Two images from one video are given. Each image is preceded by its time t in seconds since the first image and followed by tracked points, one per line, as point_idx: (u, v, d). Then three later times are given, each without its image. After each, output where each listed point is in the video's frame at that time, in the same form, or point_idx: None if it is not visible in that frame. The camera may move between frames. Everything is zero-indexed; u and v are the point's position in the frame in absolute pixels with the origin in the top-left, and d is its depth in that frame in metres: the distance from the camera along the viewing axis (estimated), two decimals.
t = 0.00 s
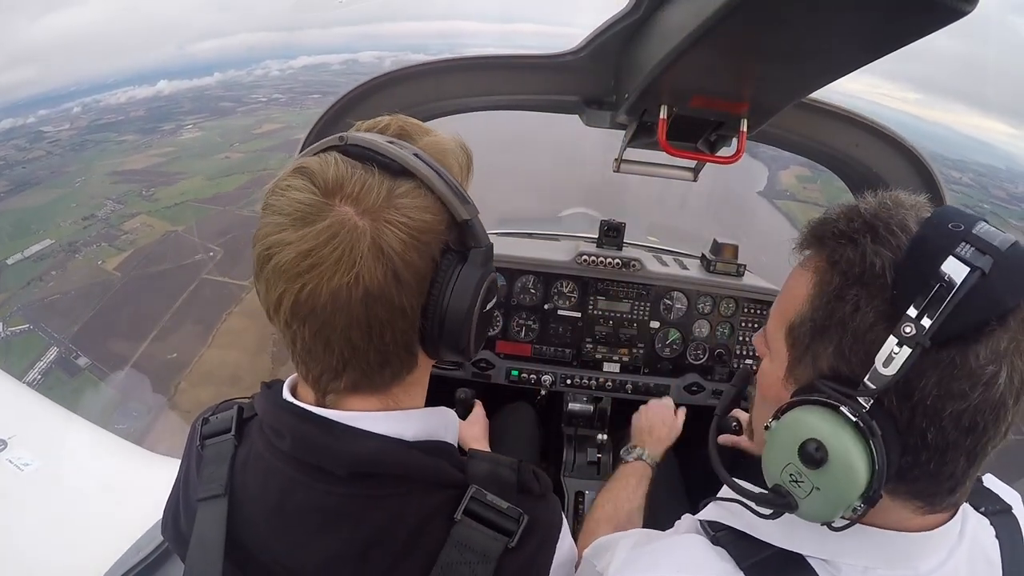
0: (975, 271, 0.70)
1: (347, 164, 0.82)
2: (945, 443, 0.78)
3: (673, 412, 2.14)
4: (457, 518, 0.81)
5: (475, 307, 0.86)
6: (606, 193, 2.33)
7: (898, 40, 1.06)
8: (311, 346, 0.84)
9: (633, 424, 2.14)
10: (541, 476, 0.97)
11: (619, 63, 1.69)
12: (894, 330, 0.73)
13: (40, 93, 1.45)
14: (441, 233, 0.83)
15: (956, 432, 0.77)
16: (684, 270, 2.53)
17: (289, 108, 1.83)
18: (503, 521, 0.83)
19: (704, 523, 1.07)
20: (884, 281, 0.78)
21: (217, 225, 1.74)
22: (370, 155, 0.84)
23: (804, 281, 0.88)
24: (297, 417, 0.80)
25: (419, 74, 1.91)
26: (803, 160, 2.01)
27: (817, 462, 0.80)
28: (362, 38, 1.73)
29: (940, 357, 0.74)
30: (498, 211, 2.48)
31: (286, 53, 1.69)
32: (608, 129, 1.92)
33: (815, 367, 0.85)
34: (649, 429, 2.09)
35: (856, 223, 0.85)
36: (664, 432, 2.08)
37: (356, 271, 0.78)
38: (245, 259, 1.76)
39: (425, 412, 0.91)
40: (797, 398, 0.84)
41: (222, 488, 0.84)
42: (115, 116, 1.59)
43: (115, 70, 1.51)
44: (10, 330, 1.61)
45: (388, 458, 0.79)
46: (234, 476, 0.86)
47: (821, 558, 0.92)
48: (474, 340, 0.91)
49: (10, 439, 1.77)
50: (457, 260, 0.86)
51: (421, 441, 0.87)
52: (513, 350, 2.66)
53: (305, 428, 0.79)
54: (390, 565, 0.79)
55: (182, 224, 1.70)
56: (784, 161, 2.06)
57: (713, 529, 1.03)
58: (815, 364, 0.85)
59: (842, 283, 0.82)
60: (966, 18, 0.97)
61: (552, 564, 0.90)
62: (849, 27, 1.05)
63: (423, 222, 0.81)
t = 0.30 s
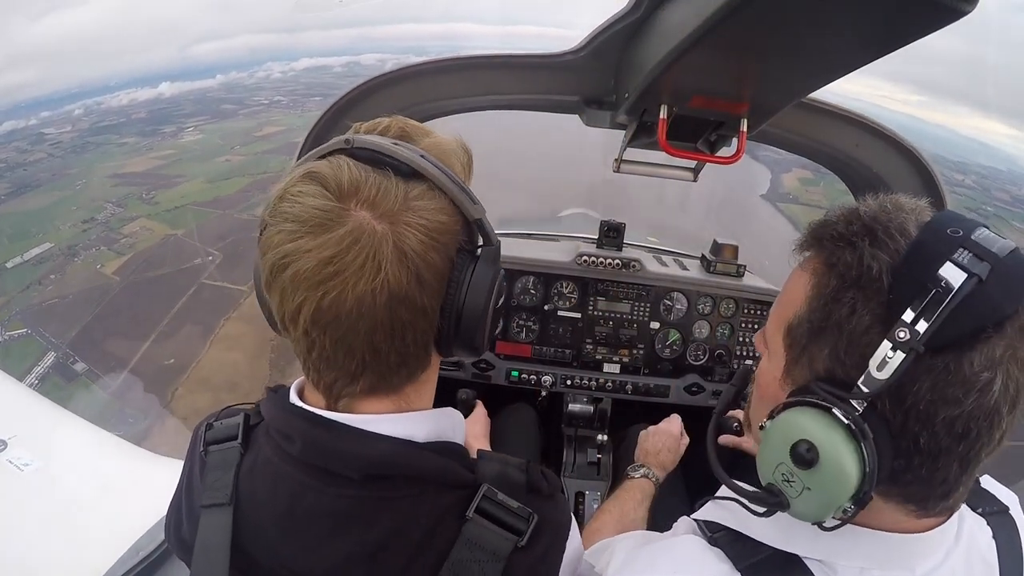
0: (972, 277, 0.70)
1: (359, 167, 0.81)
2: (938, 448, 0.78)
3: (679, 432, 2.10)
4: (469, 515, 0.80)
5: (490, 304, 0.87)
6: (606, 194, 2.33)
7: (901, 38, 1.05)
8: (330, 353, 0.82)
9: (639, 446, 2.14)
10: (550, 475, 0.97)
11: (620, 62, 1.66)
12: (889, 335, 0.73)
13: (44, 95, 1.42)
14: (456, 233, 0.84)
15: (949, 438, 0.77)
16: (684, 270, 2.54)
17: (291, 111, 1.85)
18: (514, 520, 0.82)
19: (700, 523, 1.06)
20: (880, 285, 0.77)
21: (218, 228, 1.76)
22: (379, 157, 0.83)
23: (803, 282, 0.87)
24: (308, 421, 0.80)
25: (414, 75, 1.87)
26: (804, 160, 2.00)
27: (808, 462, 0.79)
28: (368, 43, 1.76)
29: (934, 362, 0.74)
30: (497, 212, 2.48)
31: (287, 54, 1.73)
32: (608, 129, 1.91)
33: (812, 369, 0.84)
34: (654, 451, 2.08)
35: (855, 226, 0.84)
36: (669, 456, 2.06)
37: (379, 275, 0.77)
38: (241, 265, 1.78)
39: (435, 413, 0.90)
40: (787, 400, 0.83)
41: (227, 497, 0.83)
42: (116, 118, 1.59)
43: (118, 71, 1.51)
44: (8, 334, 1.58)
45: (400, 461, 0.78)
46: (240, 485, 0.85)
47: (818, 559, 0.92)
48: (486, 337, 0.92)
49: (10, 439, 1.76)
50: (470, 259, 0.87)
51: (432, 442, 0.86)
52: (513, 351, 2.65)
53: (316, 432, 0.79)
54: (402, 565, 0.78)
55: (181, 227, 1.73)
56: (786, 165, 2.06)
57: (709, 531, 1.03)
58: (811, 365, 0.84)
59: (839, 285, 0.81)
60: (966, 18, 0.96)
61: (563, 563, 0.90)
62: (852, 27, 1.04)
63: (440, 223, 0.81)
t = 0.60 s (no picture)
0: (965, 280, 0.70)
1: (355, 168, 0.81)
2: (914, 448, 0.78)
3: (679, 431, 2.10)
4: (470, 517, 0.80)
5: (490, 302, 0.87)
6: (606, 194, 2.34)
7: (903, 37, 1.05)
8: (328, 355, 0.83)
9: (639, 446, 2.15)
10: (551, 476, 0.97)
11: (621, 62, 1.66)
12: (872, 323, 0.75)
13: (39, 99, 1.45)
14: (454, 233, 0.84)
15: (926, 440, 0.77)
16: (684, 270, 2.53)
17: (289, 112, 1.84)
18: (515, 522, 0.82)
19: (699, 522, 1.06)
20: (879, 276, 0.77)
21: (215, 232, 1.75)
22: (375, 157, 0.83)
23: (814, 271, 0.88)
24: (307, 423, 0.80)
25: (414, 75, 1.86)
26: (804, 160, 2.00)
27: (778, 432, 0.86)
28: (366, 43, 1.74)
29: (915, 359, 0.74)
30: (498, 212, 2.48)
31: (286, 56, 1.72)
32: (608, 129, 1.91)
33: (807, 350, 0.86)
34: (654, 451, 2.09)
35: (869, 218, 0.83)
36: (669, 456, 2.07)
37: (377, 276, 0.78)
38: (240, 267, 1.77)
39: (437, 414, 0.91)
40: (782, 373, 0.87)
41: (227, 501, 0.84)
42: (115, 121, 1.59)
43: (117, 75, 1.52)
44: (5, 338, 1.61)
45: (399, 462, 0.78)
46: (240, 488, 0.85)
47: (814, 558, 0.92)
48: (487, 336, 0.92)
49: (10, 439, 1.77)
50: (469, 258, 0.86)
51: (433, 444, 0.86)
52: (513, 350, 2.65)
53: (315, 433, 0.79)
54: (403, 567, 0.79)
55: (177, 230, 1.72)
56: (786, 164, 2.06)
57: (708, 531, 1.03)
58: (808, 346, 0.86)
59: (841, 272, 0.82)
60: (966, 18, 0.96)
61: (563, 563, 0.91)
62: (853, 27, 1.04)
63: (437, 222, 0.81)
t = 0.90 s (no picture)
0: (962, 281, 0.69)
1: (339, 168, 0.81)
2: (908, 448, 0.78)
3: (677, 432, 2.11)
4: (465, 519, 0.80)
5: (478, 302, 0.86)
6: (606, 194, 2.34)
7: (904, 37, 1.05)
8: (315, 355, 0.83)
9: (637, 447, 2.14)
10: (548, 477, 0.97)
11: (621, 62, 1.66)
12: (868, 324, 0.75)
13: (36, 103, 1.45)
14: (439, 232, 0.83)
15: (920, 441, 0.77)
16: (684, 270, 2.53)
17: (286, 115, 1.84)
18: (511, 524, 0.82)
19: (697, 523, 1.06)
20: (876, 276, 0.77)
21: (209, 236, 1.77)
22: (360, 157, 0.83)
23: (814, 270, 0.87)
24: (302, 425, 0.80)
25: (413, 76, 1.85)
26: (804, 160, 1.99)
27: (775, 429, 0.87)
28: (365, 43, 1.76)
29: (909, 359, 0.74)
30: (498, 212, 2.48)
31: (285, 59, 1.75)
32: (608, 129, 1.91)
33: (804, 349, 0.86)
34: (651, 452, 2.08)
35: (868, 218, 0.82)
36: (667, 457, 2.07)
37: (358, 276, 0.78)
38: (231, 270, 1.80)
39: (432, 416, 0.90)
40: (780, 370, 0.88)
41: (224, 502, 0.84)
42: (110, 125, 1.60)
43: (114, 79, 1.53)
44: None
45: (393, 465, 0.78)
46: (236, 489, 0.85)
47: (813, 557, 0.91)
48: (478, 335, 0.91)
49: (10, 439, 1.78)
50: (456, 257, 0.86)
51: (428, 445, 0.86)
52: (513, 351, 2.65)
53: (310, 435, 0.79)
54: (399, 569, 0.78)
55: (171, 236, 1.72)
56: (784, 163, 2.05)
57: (706, 531, 1.03)
58: (805, 346, 0.86)
59: (839, 271, 0.81)
60: (966, 18, 0.96)
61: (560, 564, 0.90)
62: (851, 26, 1.04)
63: (420, 222, 0.81)
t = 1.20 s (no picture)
0: (958, 283, 0.69)
1: (329, 169, 0.81)
2: (904, 450, 0.78)
3: (673, 430, 2.12)
4: (460, 521, 0.80)
5: (471, 302, 0.86)
6: (606, 194, 2.34)
7: (905, 37, 1.05)
8: (309, 356, 0.84)
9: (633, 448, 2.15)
10: (545, 476, 0.97)
11: (621, 62, 1.66)
12: (862, 325, 0.75)
13: (33, 110, 1.45)
14: (430, 232, 0.83)
15: (916, 443, 0.77)
16: (684, 270, 2.53)
17: (280, 121, 1.82)
18: (508, 524, 0.82)
19: (693, 525, 1.06)
20: (872, 277, 0.77)
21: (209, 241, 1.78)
22: (351, 157, 0.83)
23: (811, 270, 0.88)
24: (298, 426, 0.81)
25: (413, 76, 1.86)
26: (804, 160, 1.99)
27: (769, 431, 0.88)
28: (360, 48, 1.76)
29: (905, 360, 0.74)
30: (498, 211, 2.48)
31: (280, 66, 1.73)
32: (608, 129, 1.91)
33: (800, 349, 0.86)
34: (647, 453, 2.09)
35: (866, 218, 0.82)
36: (663, 457, 2.07)
37: (348, 279, 0.78)
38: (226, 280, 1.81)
39: (430, 417, 0.91)
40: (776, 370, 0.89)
41: (222, 503, 0.84)
42: (105, 132, 1.60)
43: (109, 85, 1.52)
44: None
45: (390, 466, 0.79)
46: (234, 490, 0.85)
47: (808, 558, 0.92)
48: (473, 334, 0.91)
49: (10, 439, 1.79)
50: (449, 257, 0.85)
51: (425, 446, 0.86)
52: (513, 350, 2.65)
53: (306, 436, 0.79)
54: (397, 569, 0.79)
55: (165, 242, 1.73)
56: (781, 163, 2.06)
57: (702, 534, 1.03)
58: (801, 346, 0.86)
59: (835, 272, 0.82)
60: (966, 18, 0.96)
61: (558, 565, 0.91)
62: (852, 27, 1.04)
63: (410, 222, 0.80)
